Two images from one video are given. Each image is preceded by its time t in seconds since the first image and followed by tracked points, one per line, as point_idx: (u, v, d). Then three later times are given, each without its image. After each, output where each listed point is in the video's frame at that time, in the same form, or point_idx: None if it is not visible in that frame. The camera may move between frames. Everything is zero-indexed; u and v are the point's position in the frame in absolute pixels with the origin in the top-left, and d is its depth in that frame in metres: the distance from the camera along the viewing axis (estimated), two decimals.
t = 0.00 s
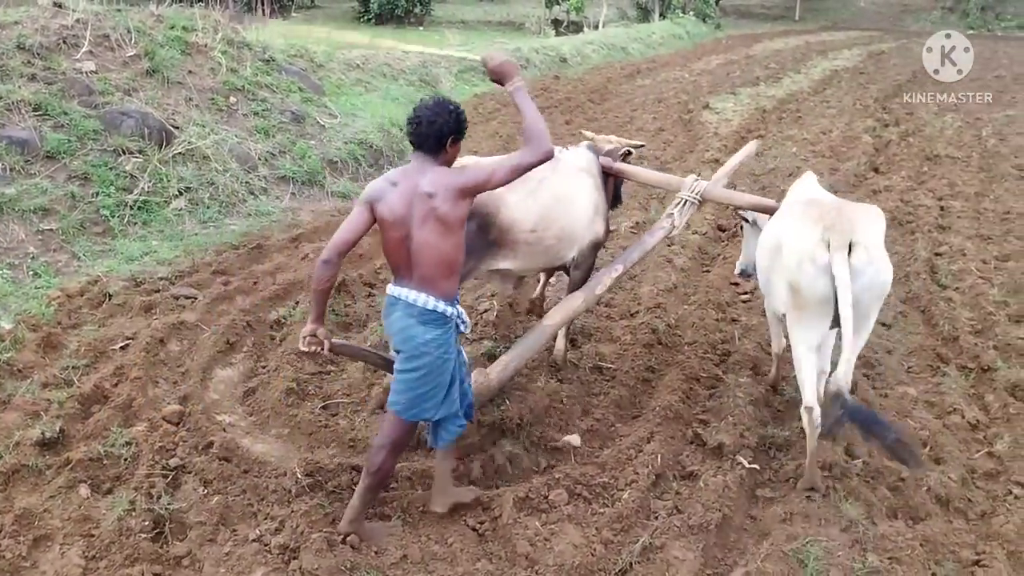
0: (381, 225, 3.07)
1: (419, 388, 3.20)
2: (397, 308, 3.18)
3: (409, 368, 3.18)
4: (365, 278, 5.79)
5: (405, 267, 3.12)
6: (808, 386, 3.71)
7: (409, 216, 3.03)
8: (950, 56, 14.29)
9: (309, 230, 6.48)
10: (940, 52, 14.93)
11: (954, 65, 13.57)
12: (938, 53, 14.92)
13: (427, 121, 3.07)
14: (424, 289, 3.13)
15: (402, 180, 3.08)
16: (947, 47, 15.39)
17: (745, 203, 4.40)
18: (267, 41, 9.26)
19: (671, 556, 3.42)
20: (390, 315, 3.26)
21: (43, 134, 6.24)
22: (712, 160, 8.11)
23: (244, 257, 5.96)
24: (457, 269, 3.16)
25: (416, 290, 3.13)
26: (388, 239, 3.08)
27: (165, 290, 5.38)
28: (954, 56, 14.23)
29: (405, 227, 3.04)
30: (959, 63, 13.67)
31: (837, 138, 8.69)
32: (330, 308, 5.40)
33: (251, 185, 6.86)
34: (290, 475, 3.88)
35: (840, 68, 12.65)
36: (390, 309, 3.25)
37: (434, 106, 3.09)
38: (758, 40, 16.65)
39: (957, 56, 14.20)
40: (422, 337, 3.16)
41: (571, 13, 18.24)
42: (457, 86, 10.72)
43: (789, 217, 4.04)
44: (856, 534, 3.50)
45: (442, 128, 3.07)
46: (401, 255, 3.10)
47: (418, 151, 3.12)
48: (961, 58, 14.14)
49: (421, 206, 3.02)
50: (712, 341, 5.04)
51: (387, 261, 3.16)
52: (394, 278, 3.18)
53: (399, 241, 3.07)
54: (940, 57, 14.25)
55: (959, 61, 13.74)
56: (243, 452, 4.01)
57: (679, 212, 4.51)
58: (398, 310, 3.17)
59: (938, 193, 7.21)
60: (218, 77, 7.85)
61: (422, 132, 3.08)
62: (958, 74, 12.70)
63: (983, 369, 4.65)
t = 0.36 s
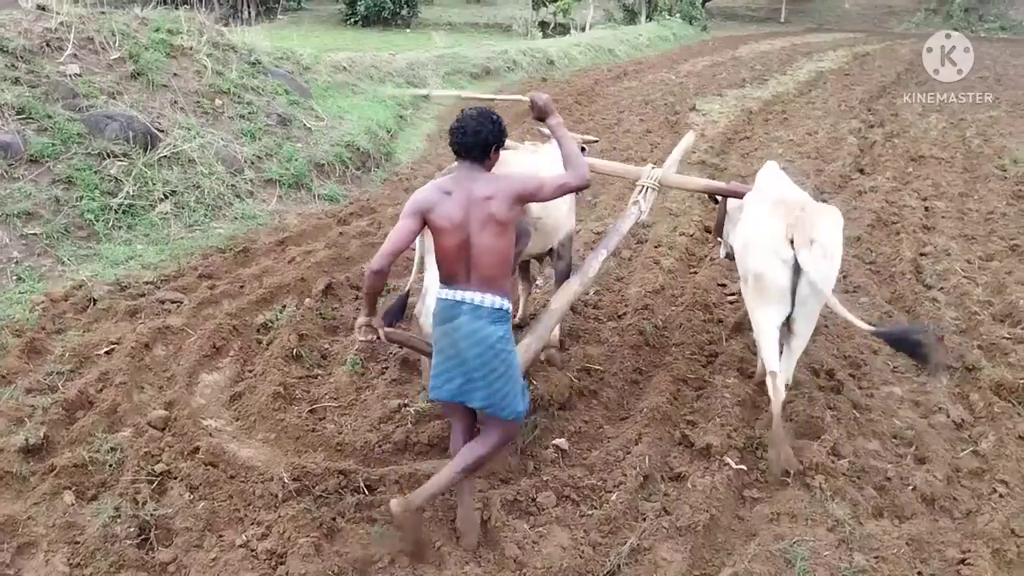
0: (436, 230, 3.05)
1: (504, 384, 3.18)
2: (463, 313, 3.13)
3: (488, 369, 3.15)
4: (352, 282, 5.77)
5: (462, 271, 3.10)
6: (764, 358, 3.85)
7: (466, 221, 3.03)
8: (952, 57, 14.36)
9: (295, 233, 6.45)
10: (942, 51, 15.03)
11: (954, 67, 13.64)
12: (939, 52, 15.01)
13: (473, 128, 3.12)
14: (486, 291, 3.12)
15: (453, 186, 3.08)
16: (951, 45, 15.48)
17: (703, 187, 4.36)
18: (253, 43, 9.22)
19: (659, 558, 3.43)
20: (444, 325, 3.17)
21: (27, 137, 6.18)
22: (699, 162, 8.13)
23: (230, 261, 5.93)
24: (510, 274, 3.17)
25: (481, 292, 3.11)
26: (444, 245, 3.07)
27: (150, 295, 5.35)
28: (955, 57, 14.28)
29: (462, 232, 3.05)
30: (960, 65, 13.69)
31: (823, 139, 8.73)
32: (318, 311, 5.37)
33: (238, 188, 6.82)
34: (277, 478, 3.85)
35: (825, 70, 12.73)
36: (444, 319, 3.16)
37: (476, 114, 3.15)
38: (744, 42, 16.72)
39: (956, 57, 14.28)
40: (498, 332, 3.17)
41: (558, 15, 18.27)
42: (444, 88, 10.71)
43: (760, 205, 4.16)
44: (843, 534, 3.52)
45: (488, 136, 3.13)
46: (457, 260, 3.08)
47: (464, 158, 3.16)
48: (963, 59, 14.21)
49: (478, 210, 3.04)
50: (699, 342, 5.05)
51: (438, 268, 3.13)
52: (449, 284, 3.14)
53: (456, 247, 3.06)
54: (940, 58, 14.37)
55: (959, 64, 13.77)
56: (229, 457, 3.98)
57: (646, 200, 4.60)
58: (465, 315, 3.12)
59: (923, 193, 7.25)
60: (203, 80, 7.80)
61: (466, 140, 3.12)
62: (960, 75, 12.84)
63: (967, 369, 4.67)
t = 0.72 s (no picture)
0: (469, 231, 3.30)
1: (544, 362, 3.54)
2: (501, 311, 3.37)
3: (528, 353, 3.48)
4: (340, 289, 5.75)
5: (494, 270, 3.35)
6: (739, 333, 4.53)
7: (496, 221, 3.30)
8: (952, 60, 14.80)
9: (284, 241, 6.44)
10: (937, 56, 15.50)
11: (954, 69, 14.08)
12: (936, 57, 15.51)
13: (495, 136, 3.40)
14: (518, 286, 3.38)
15: (480, 190, 3.35)
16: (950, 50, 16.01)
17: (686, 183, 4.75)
18: (240, 51, 9.20)
19: (649, 564, 3.43)
20: (481, 322, 3.40)
21: (12, 147, 6.15)
22: (687, 168, 8.16)
23: (218, 270, 5.91)
24: (537, 270, 3.44)
25: (514, 288, 3.37)
26: (476, 245, 3.31)
27: (137, 305, 5.32)
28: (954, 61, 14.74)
29: (493, 231, 3.30)
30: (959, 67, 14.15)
31: (809, 145, 8.79)
32: (306, 319, 5.35)
33: (225, 197, 6.80)
34: (266, 488, 3.83)
35: (812, 76, 12.82)
36: (480, 317, 3.39)
37: (494, 124, 3.44)
38: (731, 49, 16.85)
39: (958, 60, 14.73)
40: (534, 322, 3.42)
41: (546, 23, 18.33)
42: (432, 96, 10.73)
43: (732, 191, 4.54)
44: (832, 538, 3.53)
45: (509, 143, 3.41)
46: (488, 259, 3.32)
47: (487, 164, 3.43)
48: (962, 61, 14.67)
49: (506, 211, 3.32)
50: (688, 348, 5.05)
51: (471, 267, 3.38)
52: (483, 284, 3.38)
53: (488, 245, 3.31)
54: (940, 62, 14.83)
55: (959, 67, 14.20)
56: (218, 467, 3.96)
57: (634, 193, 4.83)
58: (503, 313, 3.37)
59: (908, 198, 7.31)
60: (190, 88, 7.78)
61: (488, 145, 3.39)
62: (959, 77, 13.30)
63: (954, 372, 4.70)
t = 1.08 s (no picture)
0: (521, 226, 3.44)
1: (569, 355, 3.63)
2: (545, 301, 3.48)
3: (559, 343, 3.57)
4: (329, 291, 5.72)
5: (542, 264, 3.47)
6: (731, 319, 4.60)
7: (548, 218, 3.45)
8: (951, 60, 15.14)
9: (272, 244, 6.41)
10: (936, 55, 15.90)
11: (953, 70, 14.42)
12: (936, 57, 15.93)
13: (558, 138, 3.46)
14: (563, 278, 3.51)
15: (536, 187, 3.47)
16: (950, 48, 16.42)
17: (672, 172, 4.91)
18: (227, 53, 9.16)
19: (640, 565, 3.43)
20: (523, 312, 3.49)
21: None
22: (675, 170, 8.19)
23: (206, 272, 5.88)
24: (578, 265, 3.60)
25: (560, 281, 3.50)
26: (527, 239, 3.44)
27: (124, 308, 5.29)
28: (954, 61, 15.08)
29: (545, 228, 3.44)
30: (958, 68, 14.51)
31: (797, 146, 8.83)
32: (295, 322, 5.33)
33: (213, 200, 6.77)
34: (255, 492, 3.81)
35: (799, 78, 12.89)
36: (524, 307, 3.48)
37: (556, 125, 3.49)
38: (718, 51, 16.92)
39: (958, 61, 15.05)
40: (572, 312, 3.55)
41: (534, 25, 18.36)
42: (421, 98, 10.72)
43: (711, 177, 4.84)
44: (821, 537, 3.55)
45: (571, 145, 3.47)
46: (537, 254, 3.46)
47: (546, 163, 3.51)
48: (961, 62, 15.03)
49: (560, 210, 3.46)
50: (678, 349, 5.05)
51: (516, 259, 3.49)
52: (529, 276, 3.49)
53: (539, 241, 3.44)
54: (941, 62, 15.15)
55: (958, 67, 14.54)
56: (206, 471, 3.94)
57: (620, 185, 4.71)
58: (548, 304, 3.48)
59: (895, 199, 7.36)
60: (178, 90, 7.74)
61: (551, 147, 3.44)
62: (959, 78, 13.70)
63: (941, 372, 4.73)
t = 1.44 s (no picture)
0: (525, 209, 3.63)
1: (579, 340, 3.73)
2: (551, 280, 3.62)
3: (565, 326, 3.67)
4: (315, 294, 5.69)
5: (548, 245, 3.62)
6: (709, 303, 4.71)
7: (550, 200, 3.62)
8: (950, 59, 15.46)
9: (258, 247, 6.38)
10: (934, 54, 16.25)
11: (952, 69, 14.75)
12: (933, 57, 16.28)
13: (552, 124, 3.65)
14: (571, 258, 3.64)
15: (538, 173, 3.68)
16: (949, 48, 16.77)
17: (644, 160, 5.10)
18: (212, 54, 9.11)
19: (628, 566, 3.43)
20: (531, 291, 3.66)
21: None
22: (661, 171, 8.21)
23: (191, 276, 5.84)
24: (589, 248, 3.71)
25: (566, 261, 3.63)
26: (530, 221, 3.62)
27: (108, 312, 5.25)
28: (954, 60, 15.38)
29: (548, 209, 3.61)
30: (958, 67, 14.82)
31: (782, 147, 8.88)
32: (281, 325, 5.30)
33: (198, 203, 6.72)
34: (242, 497, 3.78)
35: (783, 79, 12.97)
36: (531, 286, 3.65)
37: (551, 114, 3.71)
38: (703, 52, 16.99)
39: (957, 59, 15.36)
40: (582, 294, 3.67)
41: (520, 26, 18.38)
42: (407, 101, 10.70)
43: (683, 168, 5.16)
44: (808, 536, 3.56)
45: (565, 130, 3.66)
46: (542, 235, 3.61)
47: (546, 151, 3.71)
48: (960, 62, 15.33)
49: (562, 192, 3.63)
50: (665, 349, 5.06)
51: (525, 242, 3.67)
52: (537, 257, 3.65)
53: (542, 222, 3.61)
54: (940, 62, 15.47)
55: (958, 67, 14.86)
56: (192, 476, 3.91)
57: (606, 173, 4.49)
58: (554, 282, 3.61)
59: (879, 199, 7.41)
60: (161, 93, 7.69)
61: (546, 131, 3.64)
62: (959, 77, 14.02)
63: (926, 371, 4.76)
